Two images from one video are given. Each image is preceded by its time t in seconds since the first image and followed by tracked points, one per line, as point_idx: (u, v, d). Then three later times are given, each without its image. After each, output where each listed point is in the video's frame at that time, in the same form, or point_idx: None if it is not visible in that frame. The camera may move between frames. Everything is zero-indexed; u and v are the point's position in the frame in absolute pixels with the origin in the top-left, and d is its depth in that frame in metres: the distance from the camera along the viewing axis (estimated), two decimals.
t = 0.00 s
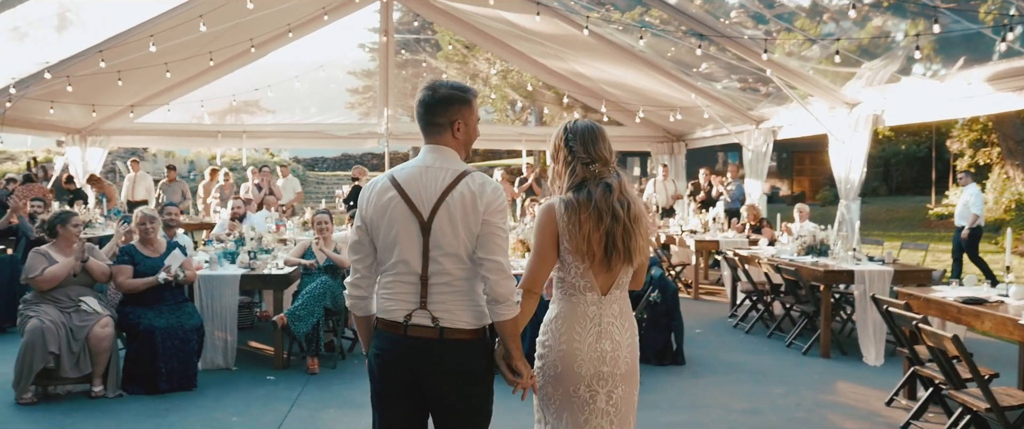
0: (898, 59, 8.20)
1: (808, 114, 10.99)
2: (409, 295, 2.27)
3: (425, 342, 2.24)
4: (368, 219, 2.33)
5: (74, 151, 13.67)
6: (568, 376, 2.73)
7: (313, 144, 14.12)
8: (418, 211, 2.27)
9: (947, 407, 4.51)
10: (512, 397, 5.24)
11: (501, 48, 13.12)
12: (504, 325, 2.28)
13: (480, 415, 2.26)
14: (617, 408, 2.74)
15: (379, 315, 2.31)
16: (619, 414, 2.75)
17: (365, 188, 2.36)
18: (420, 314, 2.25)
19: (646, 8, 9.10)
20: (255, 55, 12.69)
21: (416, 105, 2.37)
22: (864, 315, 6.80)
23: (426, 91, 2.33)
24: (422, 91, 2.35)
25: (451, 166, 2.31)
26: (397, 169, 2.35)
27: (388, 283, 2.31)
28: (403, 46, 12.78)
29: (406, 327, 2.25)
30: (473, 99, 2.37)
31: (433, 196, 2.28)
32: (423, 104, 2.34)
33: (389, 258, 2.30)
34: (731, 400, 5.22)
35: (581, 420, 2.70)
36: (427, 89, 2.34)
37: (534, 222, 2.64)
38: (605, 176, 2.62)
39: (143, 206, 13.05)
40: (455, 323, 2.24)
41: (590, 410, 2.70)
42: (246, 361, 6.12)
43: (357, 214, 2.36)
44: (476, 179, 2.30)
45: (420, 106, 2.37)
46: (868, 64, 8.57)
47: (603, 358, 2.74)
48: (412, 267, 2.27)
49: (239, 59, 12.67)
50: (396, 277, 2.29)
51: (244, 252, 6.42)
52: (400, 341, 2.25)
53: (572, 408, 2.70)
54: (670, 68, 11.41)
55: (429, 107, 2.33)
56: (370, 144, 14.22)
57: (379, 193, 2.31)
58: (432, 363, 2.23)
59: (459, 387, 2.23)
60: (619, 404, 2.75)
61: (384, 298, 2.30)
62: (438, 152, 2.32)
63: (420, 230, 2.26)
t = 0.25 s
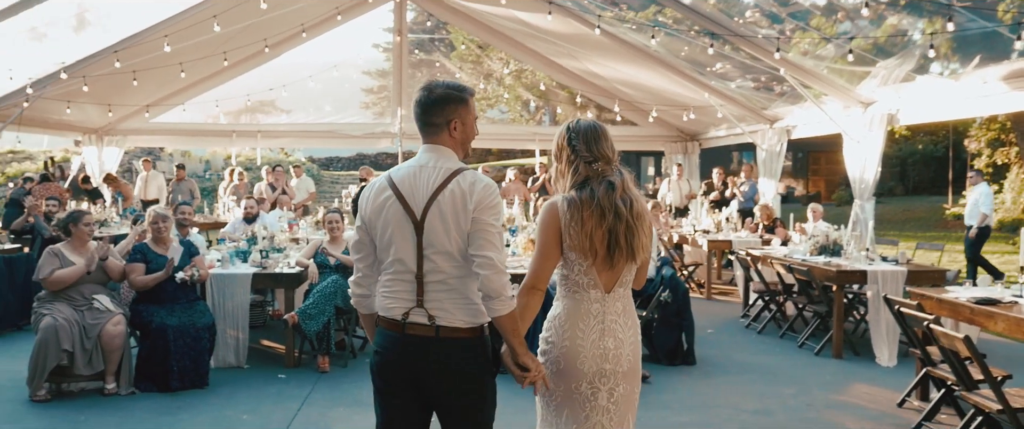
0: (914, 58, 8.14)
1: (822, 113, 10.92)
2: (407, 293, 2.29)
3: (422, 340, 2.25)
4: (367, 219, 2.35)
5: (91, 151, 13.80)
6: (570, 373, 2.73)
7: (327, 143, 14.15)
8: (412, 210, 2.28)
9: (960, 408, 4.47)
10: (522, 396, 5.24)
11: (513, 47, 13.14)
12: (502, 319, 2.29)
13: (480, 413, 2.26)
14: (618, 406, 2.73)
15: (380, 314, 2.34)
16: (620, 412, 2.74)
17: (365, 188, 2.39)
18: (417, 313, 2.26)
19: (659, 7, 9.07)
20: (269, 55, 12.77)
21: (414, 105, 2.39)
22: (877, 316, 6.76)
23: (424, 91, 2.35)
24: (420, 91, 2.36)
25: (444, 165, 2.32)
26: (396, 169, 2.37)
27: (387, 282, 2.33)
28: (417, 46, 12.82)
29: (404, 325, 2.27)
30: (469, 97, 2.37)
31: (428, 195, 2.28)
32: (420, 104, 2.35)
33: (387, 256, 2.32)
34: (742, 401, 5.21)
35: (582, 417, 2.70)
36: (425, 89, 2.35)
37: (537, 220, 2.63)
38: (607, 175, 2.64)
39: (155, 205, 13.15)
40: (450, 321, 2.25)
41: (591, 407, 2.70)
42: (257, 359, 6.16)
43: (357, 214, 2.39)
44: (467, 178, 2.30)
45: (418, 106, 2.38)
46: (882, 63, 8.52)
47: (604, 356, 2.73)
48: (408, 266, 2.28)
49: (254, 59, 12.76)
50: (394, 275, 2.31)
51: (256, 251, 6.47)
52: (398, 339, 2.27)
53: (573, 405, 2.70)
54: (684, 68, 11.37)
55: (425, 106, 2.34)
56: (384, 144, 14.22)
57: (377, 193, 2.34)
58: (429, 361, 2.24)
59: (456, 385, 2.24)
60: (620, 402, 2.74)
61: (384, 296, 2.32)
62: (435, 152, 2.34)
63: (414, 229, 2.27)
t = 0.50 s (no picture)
0: (926, 57, 8.09)
1: (833, 113, 10.87)
2: (409, 291, 2.30)
3: (426, 339, 2.26)
4: (371, 218, 2.36)
5: (104, 151, 13.89)
6: (572, 371, 2.72)
7: (339, 143, 14.15)
8: (412, 208, 2.28)
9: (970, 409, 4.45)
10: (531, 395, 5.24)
11: (524, 47, 13.20)
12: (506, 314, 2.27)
13: (482, 411, 2.27)
14: (620, 404, 2.73)
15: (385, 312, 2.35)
16: (622, 410, 2.74)
17: (370, 188, 2.40)
18: (421, 310, 2.27)
19: (669, 7, 9.05)
20: (281, 55, 12.84)
21: (415, 105, 2.39)
22: (887, 316, 6.72)
23: (425, 91, 2.35)
24: (421, 90, 2.37)
25: (444, 163, 2.32)
26: (399, 168, 2.38)
27: (391, 280, 2.34)
28: (428, 46, 12.85)
29: (408, 323, 2.28)
30: (469, 96, 2.37)
31: (427, 193, 2.29)
32: (421, 104, 2.35)
33: (391, 254, 2.33)
34: (750, 401, 5.19)
35: (584, 415, 2.70)
36: (425, 89, 2.36)
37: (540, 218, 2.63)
38: (609, 174, 2.65)
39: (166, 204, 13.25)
40: (453, 317, 2.26)
41: (593, 406, 2.70)
42: (267, 358, 6.18)
43: (363, 213, 2.40)
44: (465, 177, 2.30)
45: (418, 106, 2.38)
46: (894, 62, 8.47)
47: (606, 354, 2.73)
48: (410, 263, 2.29)
49: (266, 58, 12.86)
50: (398, 273, 2.32)
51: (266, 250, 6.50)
52: (402, 337, 2.28)
53: (575, 403, 2.70)
54: (695, 67, 11.34)
55: (426, 107, 2.35)
56: (395, 143, 14.20)
57: (380, 193, 2.35)
58: (432, 358, 2.25)
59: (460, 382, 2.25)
60: (622, 401, 2.74)
61: (389, 295, 2.33)
62: (439, 150, 2.35)
63: (414, 227, 2.28)
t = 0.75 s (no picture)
0: (939, 56, 8.04)
1: (847, 112, 10.80)
2: (417, 290, 2.31)
3: (433, 337, 2.27)
4: (378, 219, 2.38)
5: (120, 151, 14.02)
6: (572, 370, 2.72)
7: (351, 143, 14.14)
8: (418, 209, 2.29)
9: (981, 410, 4.42)
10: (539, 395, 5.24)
11: (537, 46, 13.22)
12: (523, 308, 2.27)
13: (488, 410, 2.28)
14: (620, 402, 2.74)
15: (393, 311, 2.36)
16: (622, 408, 2.75)
17: (378, 189, 2.41)
18: (428, 309, 2.28)
19: (682, 6, 9.02)
20: (294, 55, 12.90)
21: (420, 107, 2.39)
22: (899, 317, 6.68)
23: (430, 93, 2.35)
24: (426, 92, 2.37)
25: (449, 164, 2.33)
26: (405, 169, 2.39)
27: (399, 280, 2.35)
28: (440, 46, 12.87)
29: (416, 322, 2.29)
30: (475, 97, 2.37)
31: (433, 194, 2.30)
32: (426, 106, 2.36)
33: (398, 253, 2.34)
34: (760, 401, 5.18)
35: (584, 414, 2.70)
36: (429, 90, 2.36)
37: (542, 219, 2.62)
38: (611, 175, 2.66)
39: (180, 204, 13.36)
40: (460, 316, 2.27)
41: (594, 404, 2.70)
42: (277, 357, 6.22)
43: (371, 214, 2.42)
44: (469, 177, 2.30)
45: (423, 107, 2.39)
46: (907, 61, 8.42)
47: (605, 352, 2.74)
48: (417, 263, 2.31)
49: (279, 59, 12.96)
50: (405, 273, 2.33)
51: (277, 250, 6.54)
52: (409, 336, 2.29)
53: (575, 403, 2.70)
54: (707, 67, 11.31)
55: (430, 108, 2.35)
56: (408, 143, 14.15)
57: (387, 194, 2.36)
58: (440, 357, 2.26)
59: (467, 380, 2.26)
60: (622, 399, 2.75)
61: (397, 294, 2.35)
62: (445, 151, 2.35)
63: (420, 227, 2.29)
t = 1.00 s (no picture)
0: (950, 55, 8.00)
1: (857, 112, 10.76)
2: (427, 291, 2.31)
3: (444, 337, 2.27)
4: (388, 220, 2.38)
5: (131, 151, 14.08)
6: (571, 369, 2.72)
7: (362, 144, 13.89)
8: (429, 212, 2.29)
9: (990, 411, 4.39)
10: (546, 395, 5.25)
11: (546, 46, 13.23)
12: (553, 300, 2.26)
13: (495, 411, 2.29)
14: (618, 402, 2.76)
15: (403, 311, 2.37)
16: (620, 407, 2.77)
17: (388, 190, 2.41)
18: (440, 309, 2.29)
19: (692, 6, 9.00)
20: (304, 55, 12.95)
21: (430, 109, 2.39)
22: (909, 317, 6.64)
23: (440, 95, 2.34)
24: (436, 95, 2.36)
25: (460, 167, 2.32)
26: (415, 170, 2.39)
27: (408, 280, 2.36)
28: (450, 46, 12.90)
29: (427, 322, 2.29)
30: (485, 99, 2.36)
31: (444, 196, 2.30)
32: (436, 108, 2.35)
33: (409, 255, 2.34)
34: (767, 402, 5.17)
35: (584, 414, 2.70)
36: (439, 93, 2.36)
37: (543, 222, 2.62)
38: (611, 177, 2.69)
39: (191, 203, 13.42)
40: (471, 316, 2.28)
41: (593, 404, 2.71)
42: (286, 357, 6.24)
43: (381, 215, 2.42)
44: (481, 180, 2.30)
45: (433, 110, 2.38)
46: (918, 60, 8.38)
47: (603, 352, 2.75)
48: (427, 265, 2.31)
49: (289, 59, 13.04)
50: (415, 274, 2.34)
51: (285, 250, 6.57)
52: (419, 336, 2.30)
53: (574, 403, 2.70)
54: (717, 66, 11.27)
55: (439, 110, 2.34)
56: (418, 144, 13.92)
57: (397, 197, 2.36)
58: (450, 357, 2.27)
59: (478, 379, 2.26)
60: (620, 398, 2.77)
61: (407, 294, 2.35)
62: (455, 154, 2.35)
63: (431, 229, 2.29)
